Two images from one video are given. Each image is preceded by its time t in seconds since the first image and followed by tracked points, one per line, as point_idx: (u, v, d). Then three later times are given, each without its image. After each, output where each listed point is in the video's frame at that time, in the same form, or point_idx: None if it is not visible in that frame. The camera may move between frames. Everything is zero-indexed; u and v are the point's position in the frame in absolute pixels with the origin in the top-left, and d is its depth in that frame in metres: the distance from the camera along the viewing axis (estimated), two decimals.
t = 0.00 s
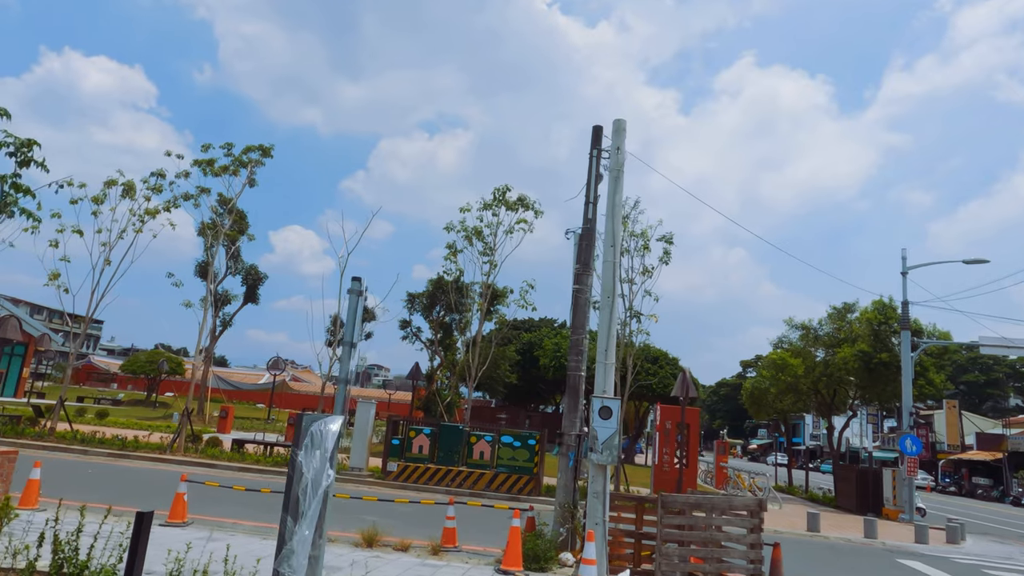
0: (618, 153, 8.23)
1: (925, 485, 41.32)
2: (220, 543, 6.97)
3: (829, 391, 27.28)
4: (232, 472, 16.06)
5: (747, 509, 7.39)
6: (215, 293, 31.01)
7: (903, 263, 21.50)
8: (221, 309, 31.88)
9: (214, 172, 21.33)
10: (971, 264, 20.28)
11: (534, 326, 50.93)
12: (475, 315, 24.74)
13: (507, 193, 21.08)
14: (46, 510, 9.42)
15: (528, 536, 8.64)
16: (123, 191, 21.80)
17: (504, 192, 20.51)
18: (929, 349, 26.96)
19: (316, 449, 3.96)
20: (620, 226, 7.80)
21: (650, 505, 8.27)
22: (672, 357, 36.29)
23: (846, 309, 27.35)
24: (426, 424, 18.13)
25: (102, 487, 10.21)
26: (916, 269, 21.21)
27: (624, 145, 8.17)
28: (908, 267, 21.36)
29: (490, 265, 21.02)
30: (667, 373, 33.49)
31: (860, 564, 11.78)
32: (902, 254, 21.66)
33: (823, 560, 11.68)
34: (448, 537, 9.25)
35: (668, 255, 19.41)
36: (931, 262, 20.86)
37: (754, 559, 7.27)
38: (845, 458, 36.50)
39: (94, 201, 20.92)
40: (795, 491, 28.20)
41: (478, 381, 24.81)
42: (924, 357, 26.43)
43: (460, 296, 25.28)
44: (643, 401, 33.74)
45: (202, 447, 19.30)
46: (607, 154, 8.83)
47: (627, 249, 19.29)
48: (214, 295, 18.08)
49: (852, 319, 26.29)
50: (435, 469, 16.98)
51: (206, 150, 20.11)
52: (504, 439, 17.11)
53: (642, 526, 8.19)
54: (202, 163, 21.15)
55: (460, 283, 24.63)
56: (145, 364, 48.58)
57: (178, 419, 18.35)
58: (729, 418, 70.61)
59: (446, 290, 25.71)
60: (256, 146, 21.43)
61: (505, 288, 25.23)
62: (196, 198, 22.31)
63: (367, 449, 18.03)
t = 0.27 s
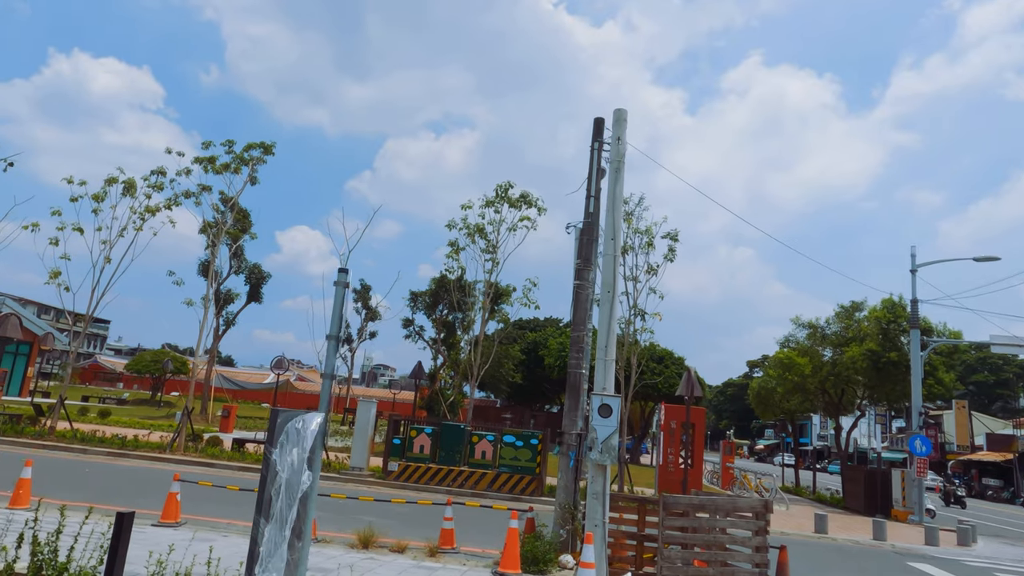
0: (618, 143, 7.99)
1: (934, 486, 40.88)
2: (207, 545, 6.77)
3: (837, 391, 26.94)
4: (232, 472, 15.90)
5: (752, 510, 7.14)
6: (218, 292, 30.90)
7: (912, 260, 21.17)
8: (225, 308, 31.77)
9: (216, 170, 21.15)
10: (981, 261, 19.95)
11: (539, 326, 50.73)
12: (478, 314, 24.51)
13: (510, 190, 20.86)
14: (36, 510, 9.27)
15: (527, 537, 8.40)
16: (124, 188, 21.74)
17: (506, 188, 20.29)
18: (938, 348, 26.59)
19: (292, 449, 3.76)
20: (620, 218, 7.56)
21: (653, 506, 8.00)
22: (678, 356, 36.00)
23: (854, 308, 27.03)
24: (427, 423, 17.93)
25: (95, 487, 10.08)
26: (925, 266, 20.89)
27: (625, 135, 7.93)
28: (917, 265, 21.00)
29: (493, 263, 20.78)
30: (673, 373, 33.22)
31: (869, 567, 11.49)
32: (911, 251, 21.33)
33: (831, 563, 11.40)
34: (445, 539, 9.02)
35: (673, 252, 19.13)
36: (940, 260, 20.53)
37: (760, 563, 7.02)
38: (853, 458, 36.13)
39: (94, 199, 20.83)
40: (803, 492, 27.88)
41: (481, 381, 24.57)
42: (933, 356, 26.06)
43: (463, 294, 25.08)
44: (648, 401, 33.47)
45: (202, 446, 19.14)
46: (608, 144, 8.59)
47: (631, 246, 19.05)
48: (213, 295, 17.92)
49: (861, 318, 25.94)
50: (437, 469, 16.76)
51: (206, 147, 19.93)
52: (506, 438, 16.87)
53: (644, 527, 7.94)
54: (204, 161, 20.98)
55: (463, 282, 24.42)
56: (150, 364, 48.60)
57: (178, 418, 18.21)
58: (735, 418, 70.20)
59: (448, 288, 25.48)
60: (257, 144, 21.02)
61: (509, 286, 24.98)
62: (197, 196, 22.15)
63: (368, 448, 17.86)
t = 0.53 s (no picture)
0: (624, 130, 7.66)
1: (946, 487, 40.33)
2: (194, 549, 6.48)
3: (848, 390, 26.50)
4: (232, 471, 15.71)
5: (764, 514, 6.83)
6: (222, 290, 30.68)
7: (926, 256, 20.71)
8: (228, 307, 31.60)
9: (218, 166, 20.87)
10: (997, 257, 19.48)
11: (545, 324, 50.44)
12: (483, 311, 24.20)
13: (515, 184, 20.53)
14: (25, 509, 9.04)
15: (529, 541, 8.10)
16: (127, 184, 21.57)
17: (511, 183, 19.96)
18: (952, 347, 26.10)
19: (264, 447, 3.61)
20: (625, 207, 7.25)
21: (660, 508, 7.63)
22: (685, 355, 35.64)
23: (866, 306, 26.61)
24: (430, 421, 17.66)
25: (89, 486, 9.83)
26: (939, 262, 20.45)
27: (631, 121, 7.60)
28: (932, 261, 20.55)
29: (498, 259, 20.47)
30: (681, 371, 32.89)
31: (883, 571, 11.14)
32: (924, 247, 20.88)
33: (844, 567, 11.05)
34: (445, 540, 8.73)
35: (681, 247, 18.73)
36: (955, 256, 20.08)
37: (772, 571, 6.68)
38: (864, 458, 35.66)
39: (96, 195, 20.64)
40: (813, 492, 27.47)
41: (485, 379, 24.35)
42: (947, 354, 25.57)
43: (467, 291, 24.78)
44: (655, 400, 33.11)
45: (204, 444, 18.92)
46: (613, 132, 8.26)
47: (638, 241, 18.69)
48: (214, 293, 17.73)
49: (873, 315, 25.50)
50: (440, 468, 16.48)
51: (208, 142, 19.68)
52: (510, 437, 16.58)
53: (649, 530, 7.64)
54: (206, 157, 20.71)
55: (468, 278, 24.11)
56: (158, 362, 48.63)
57: (180, 415, 18.01)
58: (744, 417, 69.71)
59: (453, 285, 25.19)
60: (259, 140, 20.75)
61: (514, 283, 24.67)
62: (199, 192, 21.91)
63: (371, 446, 17.62)
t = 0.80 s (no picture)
0: (631, 121, 7.37)
1: (963, 489, 39.67)
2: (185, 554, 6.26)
3: (863, 390, 26.04)
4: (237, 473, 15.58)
5: (778, 520, 6.54)
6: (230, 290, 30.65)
7: (943, 254, 20.27)
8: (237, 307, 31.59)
9: (224, 165, 20.75)
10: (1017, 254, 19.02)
11: (555, 324, 50.17)
12: (492, 311, 23.95)
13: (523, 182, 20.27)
14: (23, 511, 8.91)
15: (533, 546, 7.89)
16: (134, 184, 21.54)
17: (518, 180, 19.70)
18: (970, 347, 25.58)
19: (238, 450, 3.50)
20: (631, 199, 6.98)
21: (669, 511, 7.29)
22: (697, 355, 35.26)
23: (881, 305, 26.14)
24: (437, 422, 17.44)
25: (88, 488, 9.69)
26: (957, 260, 20.01)
27: (638, 111, 7.31)
28: (949, 258, 20.10)
29: (505, 258, 20.23)
30: (692, 371, 32.53)
31: None
32: (941, 245, 20.43)
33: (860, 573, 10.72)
34: (448, 545, 8.50)
35: (691, 245, 18.40)
36: (973, 254, 19.64)
37: None
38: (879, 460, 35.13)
39: (103, 195, 20.60)
40: (827, 494, 27.03)
41: (493, 379, 24.14)
42: (964, 354, 25.06)
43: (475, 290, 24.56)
44: (666, 400, 32.76)
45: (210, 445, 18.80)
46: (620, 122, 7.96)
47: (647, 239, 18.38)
48: (220, 295, 17.67)
49: (888, 315, 25.05)
50: (447, 470, 16.30)
51: (213, 142, 19.55)
52: (517, 438, 16.30)
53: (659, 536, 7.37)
54: (213, 156, 20.59)
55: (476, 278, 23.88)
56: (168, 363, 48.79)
57: (185, 416, 17.90)
58: (756, 418, 69.10)
59: (460, 285, 24.95)
60: (265, 139, 20.61)
61: (522, 282, 24.41)
62: (206, 191, 21.82)
63: (377, 447, 17.43)
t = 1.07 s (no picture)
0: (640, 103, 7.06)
1: (988, 491, 38.76)
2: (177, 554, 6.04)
3: (884, 389, 25.47)
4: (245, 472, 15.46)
5: (796, 522, 6.18)
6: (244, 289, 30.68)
7: (967, 249, 19.71)
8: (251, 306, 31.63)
9: (235, 163, 20.69)
10: None
11: (570, 324, 49.83)
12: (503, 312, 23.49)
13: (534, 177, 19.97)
14: (24, 507, 8.78)
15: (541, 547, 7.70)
16: (145, 183, 21.56)
17: (529, 176, 19.41)
18: (996, 345, 24.89)
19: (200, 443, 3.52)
20: (639, 184, 6.69)
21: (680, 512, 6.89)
22: (713, 354, 34.78)
23: (903, 302, 25.55)
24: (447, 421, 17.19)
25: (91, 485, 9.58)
26: (982, 256, 19.45)
27: (647, 94, 7.01)
28: (974, 254, 19.53)
29: (516, 256, 19.92)
30: (708, 371, 32.07)
31: None
32: (966, 239, 19.87)
33: None
34: (454, 545, 8.23)
35: (706, 241, 18.01)
36: (999, 249, 19.07)
37: None
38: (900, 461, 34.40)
39: (115, 193, 20.66)
40: (847, 495, 26.46)
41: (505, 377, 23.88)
42: (990, 353, 24.40)
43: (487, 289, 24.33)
44: (682, 400, 32.31)
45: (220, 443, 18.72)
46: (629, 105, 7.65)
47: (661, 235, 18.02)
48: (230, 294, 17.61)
49: (909, 312, 24.46)
50: (457, 469, 16.04)
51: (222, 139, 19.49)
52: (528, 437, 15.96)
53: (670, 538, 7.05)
54: (223, 154, 20.55)
55: (488, 276, 23.64)
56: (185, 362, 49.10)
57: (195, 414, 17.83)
58: (774, 419, 68.21)
59: (472, 283, 24.70)
60: (275, 136, 20.52)
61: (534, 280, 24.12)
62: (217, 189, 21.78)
63: (387, 446, 17.23)
